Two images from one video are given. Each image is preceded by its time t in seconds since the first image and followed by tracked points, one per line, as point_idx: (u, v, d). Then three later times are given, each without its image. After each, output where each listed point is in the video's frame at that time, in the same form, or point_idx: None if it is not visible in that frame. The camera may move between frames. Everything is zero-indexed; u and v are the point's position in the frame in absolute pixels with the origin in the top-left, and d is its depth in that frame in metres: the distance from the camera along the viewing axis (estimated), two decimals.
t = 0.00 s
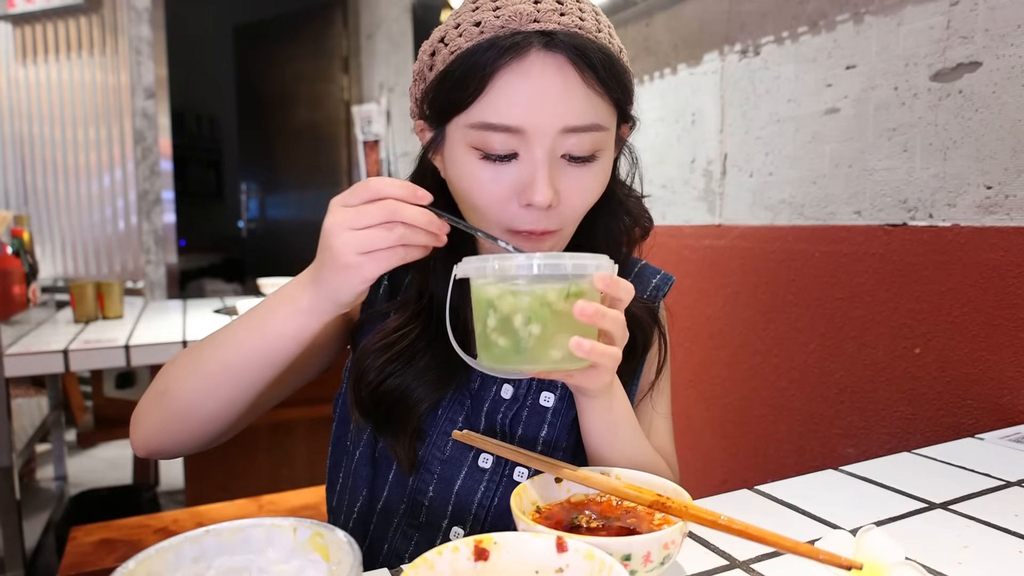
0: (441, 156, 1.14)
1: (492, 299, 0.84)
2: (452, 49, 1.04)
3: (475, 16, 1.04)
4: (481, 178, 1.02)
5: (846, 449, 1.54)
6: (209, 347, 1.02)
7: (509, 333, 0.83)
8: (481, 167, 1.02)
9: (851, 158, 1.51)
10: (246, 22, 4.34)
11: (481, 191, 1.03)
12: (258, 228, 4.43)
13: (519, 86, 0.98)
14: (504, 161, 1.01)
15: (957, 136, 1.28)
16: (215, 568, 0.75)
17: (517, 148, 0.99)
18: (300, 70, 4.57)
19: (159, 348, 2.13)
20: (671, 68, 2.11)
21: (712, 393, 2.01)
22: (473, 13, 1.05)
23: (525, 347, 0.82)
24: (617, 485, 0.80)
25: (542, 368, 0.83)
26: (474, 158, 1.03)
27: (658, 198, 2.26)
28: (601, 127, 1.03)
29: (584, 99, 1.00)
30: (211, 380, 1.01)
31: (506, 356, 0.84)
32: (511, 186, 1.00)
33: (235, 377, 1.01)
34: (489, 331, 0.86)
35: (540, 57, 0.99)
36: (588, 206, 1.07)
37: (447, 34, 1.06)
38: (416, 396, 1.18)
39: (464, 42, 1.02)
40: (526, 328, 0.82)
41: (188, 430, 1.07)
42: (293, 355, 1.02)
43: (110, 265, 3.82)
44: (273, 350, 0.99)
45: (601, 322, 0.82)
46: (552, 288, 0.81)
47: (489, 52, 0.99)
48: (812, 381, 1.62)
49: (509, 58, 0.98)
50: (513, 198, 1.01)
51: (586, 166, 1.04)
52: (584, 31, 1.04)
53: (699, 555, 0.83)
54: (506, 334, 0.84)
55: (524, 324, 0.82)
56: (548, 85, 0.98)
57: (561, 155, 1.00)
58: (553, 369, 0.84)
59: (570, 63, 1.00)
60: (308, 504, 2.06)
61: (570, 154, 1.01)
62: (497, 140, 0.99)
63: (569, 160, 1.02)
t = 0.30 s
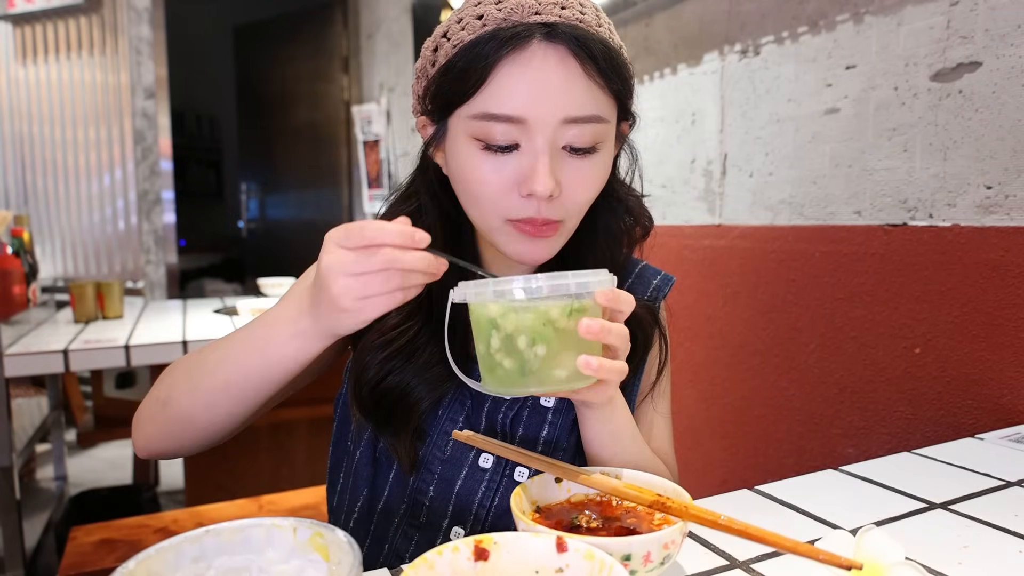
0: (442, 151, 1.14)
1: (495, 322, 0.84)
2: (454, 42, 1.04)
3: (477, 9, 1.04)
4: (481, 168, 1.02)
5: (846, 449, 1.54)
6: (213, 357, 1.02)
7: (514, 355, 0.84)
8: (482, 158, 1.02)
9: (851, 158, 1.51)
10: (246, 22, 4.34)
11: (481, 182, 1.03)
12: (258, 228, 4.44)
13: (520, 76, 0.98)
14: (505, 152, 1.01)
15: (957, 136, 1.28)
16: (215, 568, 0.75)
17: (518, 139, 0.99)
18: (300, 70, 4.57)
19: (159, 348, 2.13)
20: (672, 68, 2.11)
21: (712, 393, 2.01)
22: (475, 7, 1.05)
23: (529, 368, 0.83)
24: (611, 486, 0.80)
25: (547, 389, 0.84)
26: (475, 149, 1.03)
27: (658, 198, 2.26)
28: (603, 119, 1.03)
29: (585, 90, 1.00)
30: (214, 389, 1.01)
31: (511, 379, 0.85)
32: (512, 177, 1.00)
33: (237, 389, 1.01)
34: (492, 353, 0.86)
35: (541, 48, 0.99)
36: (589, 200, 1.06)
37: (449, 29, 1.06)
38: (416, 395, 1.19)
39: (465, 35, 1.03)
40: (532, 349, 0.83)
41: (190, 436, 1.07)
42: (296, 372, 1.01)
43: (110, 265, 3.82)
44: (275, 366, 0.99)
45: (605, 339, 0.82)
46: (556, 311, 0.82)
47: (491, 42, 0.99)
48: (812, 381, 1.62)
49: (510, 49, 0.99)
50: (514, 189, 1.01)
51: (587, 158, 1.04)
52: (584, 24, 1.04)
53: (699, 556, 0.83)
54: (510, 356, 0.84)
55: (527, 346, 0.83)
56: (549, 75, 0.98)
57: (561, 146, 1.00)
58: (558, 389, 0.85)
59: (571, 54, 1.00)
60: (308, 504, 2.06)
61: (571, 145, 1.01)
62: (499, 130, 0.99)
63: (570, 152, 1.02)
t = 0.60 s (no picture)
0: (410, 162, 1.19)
1: (662, 375, 0.83)
2: (411, 50, 1.10)
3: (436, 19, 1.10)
4: (437, 165, 1.04)
5: (846, 449, 1.54)
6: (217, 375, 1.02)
7: (681, 408, 0.83)
8: (438, 156, 1.04)
9: (851, 158, 1.51)
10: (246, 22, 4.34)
11: (438, 179, 1.03)
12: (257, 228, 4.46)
13: (466, 72, 1.02)
14: (458, 149, 1.03)
15: (957, 136, 1.28)
16: (215, 568, 0.75)
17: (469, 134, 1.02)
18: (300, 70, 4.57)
19: (160, 349, 2.13)
20: (671, 68, 2.11)
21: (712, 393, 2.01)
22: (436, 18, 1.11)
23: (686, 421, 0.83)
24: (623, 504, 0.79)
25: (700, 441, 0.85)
26: (432, 149, 1.05)
27: (658, 198, 2.25)
28: (560, 112, 1.03)
29: (535, 85, 1.01)
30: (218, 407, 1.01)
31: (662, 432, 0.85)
32: (463, 171, 1.01)
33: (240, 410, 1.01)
34: (653, 408, 0.85)
35: (491, 45, 1.03)
36: (556, 202, 1.03)
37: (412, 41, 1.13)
38: (403, 435, 1.17)
39: (421, 41, 1.08)
40: (700, 403, 0.83)
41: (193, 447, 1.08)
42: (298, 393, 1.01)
43: (110, 265, 3.81)
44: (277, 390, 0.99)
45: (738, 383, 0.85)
46: (722, 363, 0.83)
47: (438, 44, 1.04)
48: (812, 381, 1.62)
49: (456, 49, 1.03)
50: (468, 183, 1.00)
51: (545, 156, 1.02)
52: (539, 23, 1.05)
53: (699, 556, 0.83)
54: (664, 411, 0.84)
55: (686, 403, 0.83)
56: (494, 69, 1.01)
57: (512, 140, 1.01)
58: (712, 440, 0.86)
59: (521, 48, 1.02)
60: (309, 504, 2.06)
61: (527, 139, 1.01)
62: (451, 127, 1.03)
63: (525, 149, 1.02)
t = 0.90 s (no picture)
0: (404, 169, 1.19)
1: (673, 384, 0.83)
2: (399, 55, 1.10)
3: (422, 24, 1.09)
4: (429, 169, 1.04)
5: (846, 449, 1.54)
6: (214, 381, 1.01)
7: (693, 416, 0.84)
8: (430, 160, 1.04)
9: (851, 158, 1.51)
10: (246, 22, 4.34)
11: (430, 183, 1.04)
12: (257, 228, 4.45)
13: (453, 76, 1.02)
14: (450, 152, 1.03)
15: (957, 136, 1.28)
16: (215, 568, 0.75)
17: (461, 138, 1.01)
18: (300, 70, 4.57)
19: (160, 348, 2.13)
20: (672, 68, 2.11)
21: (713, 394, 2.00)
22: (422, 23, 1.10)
23: (699, 429, 0.84)
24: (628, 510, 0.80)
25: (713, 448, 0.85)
26: (424, 154, 1.05)
27: (658, 198, 2.25)
28: (548, 110, 1.03)
29: (524, 87, 1.01)
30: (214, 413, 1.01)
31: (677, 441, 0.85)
32: (454, 175, 1.01)
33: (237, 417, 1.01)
34: (665, 416, 0.85)
35: (476, 47, 1.02)
36: (549, 201, 1.03)
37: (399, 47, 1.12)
38: (402, 441, 1.17)
39: (408, 46, 1.08)
40: (712, 411, 0.83)
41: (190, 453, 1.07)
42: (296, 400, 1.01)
43: (110, 265, 3.81)
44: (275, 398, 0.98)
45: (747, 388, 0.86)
46: (731, 371, 0.84)
47: (423, 49, 1.04)
48: (813, 381, 1.62)
49: (442, 53, 1.03)
50: (459, 186, 1.01)
51: (536, 156, 1.02)
52: (525, 24, 1.05)
53: (699, 556, 0.83)
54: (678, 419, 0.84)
55: (699, 409, 0.83)
56: (482, 72, 1.00)
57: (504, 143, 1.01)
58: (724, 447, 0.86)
59: (507, 49, 1.02)
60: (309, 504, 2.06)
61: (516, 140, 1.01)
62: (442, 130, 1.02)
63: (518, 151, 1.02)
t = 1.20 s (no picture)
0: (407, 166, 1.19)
1: (681, 382, 0.83)
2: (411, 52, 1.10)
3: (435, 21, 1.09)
4: (435, 166, 1.04)
5: (846, 449, 1.54)
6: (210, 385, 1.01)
7: (701, 414, 0.84)
8: (435, 157, 1.04)
9: (851, 158, 1.51)
10: (246, 22, 4.34)
11: (435, 181, 1.03)
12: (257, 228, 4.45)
13: (467, 74, 1.02)
14: (457, 150, 1.03)
15: (957, 137, 1.28)
16: (215, 568, 0.75)
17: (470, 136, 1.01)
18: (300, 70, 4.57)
19: (160, 348, 2.13)
20: (672, 68, 2.11)
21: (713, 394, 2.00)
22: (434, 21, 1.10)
23: (707, 427, 0.84)
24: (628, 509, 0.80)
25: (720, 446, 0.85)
26: (430, 150, 1.05)
27: (658, 198, 2.25)
28: (559, 116, 1.03)
29: (536, 89, 1.02)
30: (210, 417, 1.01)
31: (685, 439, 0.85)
32: (460, 174, 1.01)
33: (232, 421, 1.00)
34: (673, 415, 0.84)
35: (492, 46, 1.02)
36: (553, 204, 1.03)
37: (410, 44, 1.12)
38: (400, 439, 1.17)
39: (421, 42, 1.08)
40: (719, 408, 0.84)
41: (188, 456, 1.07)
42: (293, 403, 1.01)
43: (110, 265, 3.81)
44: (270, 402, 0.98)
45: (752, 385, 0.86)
46: (738, 368, 0.84)
47: (438, 46, 1.04)
48: (812, 381, 1.62)
49: (456, 51, 1.03)
50: (465, 184, 1.01)
51: (543, 159, 1.02)
52: (540, 27, 1.05)
53: (699, 556, 0.83)
54: (686, 416, 0.84)
55: (707, 406, 0.83)
56: (495, 71, 1.01)
57: (513, 143, 1.00)
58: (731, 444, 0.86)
59: (522, 52, 1.02)
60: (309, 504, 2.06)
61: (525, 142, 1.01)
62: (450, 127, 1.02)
63: (526, 151, 1.02)
